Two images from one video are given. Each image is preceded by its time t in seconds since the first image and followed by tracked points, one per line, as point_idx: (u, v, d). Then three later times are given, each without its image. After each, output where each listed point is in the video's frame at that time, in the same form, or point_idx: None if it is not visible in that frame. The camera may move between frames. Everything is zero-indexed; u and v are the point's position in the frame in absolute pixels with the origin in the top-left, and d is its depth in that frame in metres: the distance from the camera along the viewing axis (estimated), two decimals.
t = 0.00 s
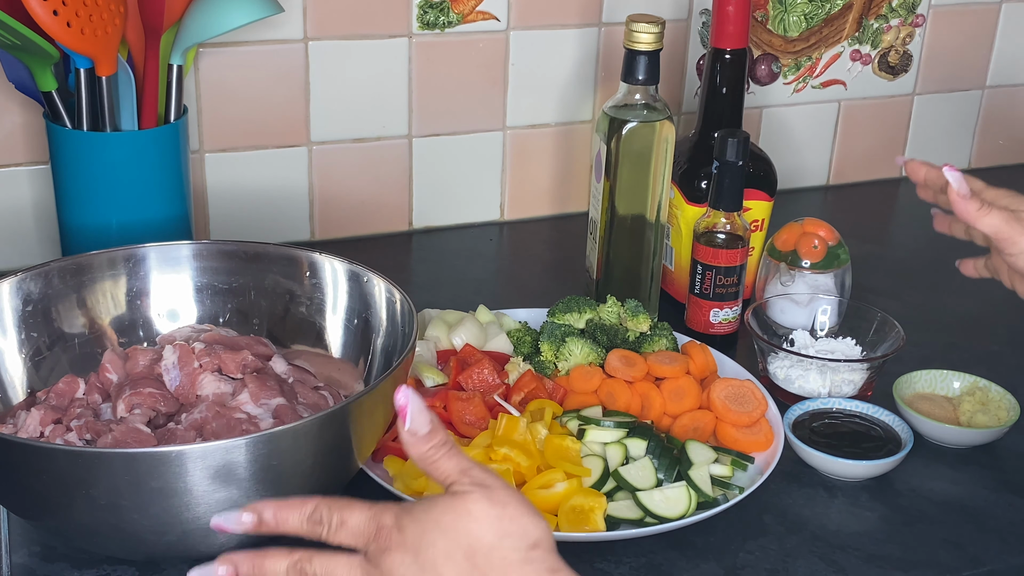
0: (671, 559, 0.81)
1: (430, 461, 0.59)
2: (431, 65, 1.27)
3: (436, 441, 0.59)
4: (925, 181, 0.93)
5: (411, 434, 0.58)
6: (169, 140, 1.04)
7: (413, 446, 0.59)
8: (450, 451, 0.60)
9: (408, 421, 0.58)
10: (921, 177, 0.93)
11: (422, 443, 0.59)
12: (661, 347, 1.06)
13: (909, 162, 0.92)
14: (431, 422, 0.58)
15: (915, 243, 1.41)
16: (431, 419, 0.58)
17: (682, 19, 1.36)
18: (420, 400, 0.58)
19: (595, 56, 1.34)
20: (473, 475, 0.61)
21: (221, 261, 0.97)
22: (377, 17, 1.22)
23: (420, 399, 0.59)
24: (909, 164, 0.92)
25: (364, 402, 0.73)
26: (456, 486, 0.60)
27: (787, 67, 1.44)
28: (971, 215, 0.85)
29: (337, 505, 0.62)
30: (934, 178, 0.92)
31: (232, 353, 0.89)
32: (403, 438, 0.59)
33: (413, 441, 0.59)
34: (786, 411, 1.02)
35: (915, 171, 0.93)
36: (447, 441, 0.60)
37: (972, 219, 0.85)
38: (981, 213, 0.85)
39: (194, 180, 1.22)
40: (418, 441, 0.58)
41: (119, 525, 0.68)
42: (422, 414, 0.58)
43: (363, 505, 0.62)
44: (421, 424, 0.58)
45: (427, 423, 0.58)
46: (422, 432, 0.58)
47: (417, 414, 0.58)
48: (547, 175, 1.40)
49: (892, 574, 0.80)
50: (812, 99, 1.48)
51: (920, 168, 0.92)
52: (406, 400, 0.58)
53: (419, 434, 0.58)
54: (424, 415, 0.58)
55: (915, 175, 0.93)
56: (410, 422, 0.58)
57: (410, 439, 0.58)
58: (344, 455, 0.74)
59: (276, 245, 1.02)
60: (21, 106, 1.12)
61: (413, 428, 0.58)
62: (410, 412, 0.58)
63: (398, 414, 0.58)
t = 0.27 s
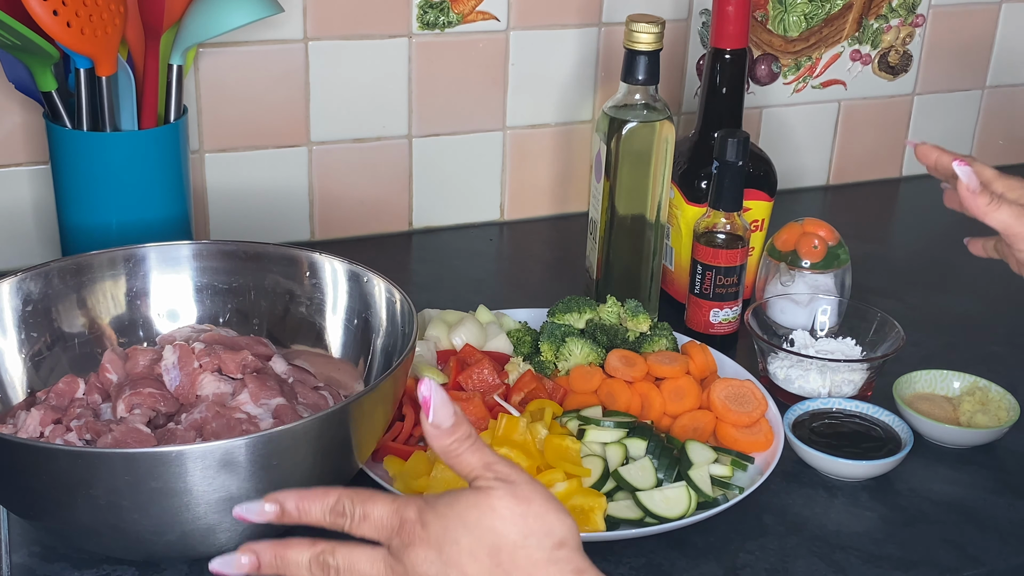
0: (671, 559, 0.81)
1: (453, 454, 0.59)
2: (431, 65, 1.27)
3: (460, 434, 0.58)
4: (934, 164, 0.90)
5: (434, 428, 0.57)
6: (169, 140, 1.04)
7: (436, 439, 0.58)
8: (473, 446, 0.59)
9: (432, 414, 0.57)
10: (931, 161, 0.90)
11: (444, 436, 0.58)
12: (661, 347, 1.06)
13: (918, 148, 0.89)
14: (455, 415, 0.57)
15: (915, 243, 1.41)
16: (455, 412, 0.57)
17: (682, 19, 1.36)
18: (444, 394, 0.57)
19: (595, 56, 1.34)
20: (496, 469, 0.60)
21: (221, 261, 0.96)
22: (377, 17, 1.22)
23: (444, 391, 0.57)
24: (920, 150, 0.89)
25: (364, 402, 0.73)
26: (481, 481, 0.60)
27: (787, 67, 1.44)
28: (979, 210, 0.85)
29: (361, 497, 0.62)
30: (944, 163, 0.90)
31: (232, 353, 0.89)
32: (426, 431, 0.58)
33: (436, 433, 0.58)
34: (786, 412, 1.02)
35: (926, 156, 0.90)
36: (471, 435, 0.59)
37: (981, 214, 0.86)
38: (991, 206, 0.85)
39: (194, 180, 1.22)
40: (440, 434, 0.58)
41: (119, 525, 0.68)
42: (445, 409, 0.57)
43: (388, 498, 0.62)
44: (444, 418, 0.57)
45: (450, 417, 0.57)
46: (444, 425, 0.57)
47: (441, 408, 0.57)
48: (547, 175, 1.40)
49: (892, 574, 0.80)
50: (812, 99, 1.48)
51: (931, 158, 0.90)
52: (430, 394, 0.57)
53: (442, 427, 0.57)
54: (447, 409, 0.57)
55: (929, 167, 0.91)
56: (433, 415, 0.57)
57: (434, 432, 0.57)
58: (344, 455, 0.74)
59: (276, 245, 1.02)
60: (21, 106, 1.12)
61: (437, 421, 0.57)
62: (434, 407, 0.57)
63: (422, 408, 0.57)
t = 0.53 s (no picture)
0: (671, 559, 0.81)
1: (454, 517, 0.63)
2: (431, 65, 1.27)
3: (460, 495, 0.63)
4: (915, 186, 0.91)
5: (434, 491, 0.62)
6: (169, 140, 1.04)
7: (438, 501, 0.63)
8: (474, 507, 0.64)
9: (431, 478, 0.62)
10: (912, 183, 0.91)
11: (445, 498, 0.63)
12: (661, 347, 1.06)
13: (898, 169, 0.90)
14: (454, 478, 0.62)
15: (915, 244, 1.41)
16: (454, 475, 0.62)
17: (682, 19, 1.36)
18: (441, 458, 0.62)
19: (595, 57, 1.34)
20: (496, 529, 0.63)
21: (221, 261, 0.96)
22: (377, 17, 1.22)
23: (442, 456, 0.62)
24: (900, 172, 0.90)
25: (364, 402, 0.73)
26: (481, 541, 0.63)
27: (787, 67, 1.44)
28: (959, 229, 0.86)
29: (366, 565, 0.64)
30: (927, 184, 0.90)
31: (232, 353, 0.89)
32: (427, 494, 0.63)
33: (438, 496, 0.63)
34: (786, 411, 1.02)
35: (905, 177, 0.91)
36: (471, 496, 0.64)
37: (961, 232, 0.87)
38: (973, 225, 0.86)
39: (193, 180, 1.22)
40: (441, 496, 0.62)
41: (119, 524, 0.68)
42: (443, 472, 0.62)
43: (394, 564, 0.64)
44: (443, 480, 0.62)
45: (449, 480, 0.62)
46: (444, 487, 0.62)
47: (439, 472, 0.62)
48: (547, 175, 1.40)
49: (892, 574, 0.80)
50: (812, 99, 1.48)
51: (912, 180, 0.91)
52: (428, 459, 0.61)
53: (442, 490, 0.62)
54: (446, 473, 0.62)
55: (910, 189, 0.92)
56: (432, 479, 0.62)
57: (434, 495, 0.62)
58: (344, 455, 0.74)
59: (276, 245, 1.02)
60: (21, 106, 1.12)
61: (436, 484, 0.62)
62: (432, 470, 0.61)
63: (422, 473, 0.62)
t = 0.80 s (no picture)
0: (671, 559, 0.81)
1: (451, 533, 0.64)
2: (431, 65, 1.27)
3: (457, 511, 0.64)
4: (892, 187, 0.92)
5: (432, 506, 0.64)
6: (169, 140, 1.04)
7: (436, 516, 0.64)
8: (471, 522, 0.65)
9: (429, 493, 0.63)
10: (888, 183, 0.92)
11: (443, 514, 0.64)
12: (661, 347, 1.06)
13: (874, 171, 0.91)
14: (450, 494, 0.64)
15: (915, 244, 1.41)
16: (450, 491, 0.64)
17: (682, 19, 1.36)
18: (439, 474, 0.63)
19: (595, 56, 1.34)
20: (493, 544, 0.64)
21: (221, 261, 0.96)
22: (377, 17, 1.22)
23: (439, 471, 0.63)
24: (875, 173, 0.91)
25: (364, 402, 0.73)
26: (478, 555, 0.64)
27: (787, 67, 1.44)
28: (936, 234, 0.82)
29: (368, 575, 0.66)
30: (903, 184, 0.92)
31: (232, 353, 0.89)
32: (425, 508, 0.64)
33: (435, 512, 0.64)
34: (786, 411, 1.02)
35: (881, 178, 0.91)
36: (468, 512, 0.65)
37: (936, 236, 0.82)
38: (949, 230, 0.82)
39: (194, 180, 1.22)
40: (438, 511, 0.64)
41: (119, 524, 0.68)
42: (440, 487, 0.63)
43: None
44: (440, 496, 0.63)
45: (446, 495, 0.64)
46: (441, 503, 0.64)
47: (436, 488, 0.63)
48: (547, 175, 1.40)
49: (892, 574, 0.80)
50: (812, 100, 1.49)
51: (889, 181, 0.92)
52: (425, 473, 0.63)
53: (439, 505, 0.64)
54: (443, 488, 0.64)
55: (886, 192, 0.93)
56: (430, 494, 0.63)
57: (432, 510, 0.64)
58: (344, 455, 0.74)
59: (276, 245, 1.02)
60: (21, 106, 1.12)
61: (434, 500, 0.64)
62: (429, 484, 0.63)
63: (419, 488, 0.63)
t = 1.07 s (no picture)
0: (671, 559, 0.81)
1: (449, 557, 0.64)
2: (431, 65, 1.27)
3: (454, 535, 0.64)
4: (877, 182, 0.93)
5: (429, 529, 0.64)
6: (169, 139, 1.04)
7: (433, 541, 0.64)
8: (468, 545, 0.64)
9: (426, 517, 0.63)
10: (873, 179, 0.92)
11: (440, 537, 0.64)
12: (661, 347, 1.06)
13: (858, 166, 0.91)
14: (448, 518, 0.64)
15: (915, 244, 1.41)
16: (448, 515, 0.64)
17: (682, 19, 1.36)
18: (436, 497, 0.63)
19: (595, 56, 1.34)
20: (491, 566, 0.64)
21: (222, 261, 0.96)
22: (376, 17, 1.22)
23: (437, 495, 0.63)
24: (859, 169, 0.91)
25: (364, 402, 0.73)
26: None
27: (787, 67, 1.44)
28: (919, 232, 0.84)
29: None
30: (887, 180, 0.92)
31: (232, 353, 0.89)
32: (422, 532, 0.64)
33: (432, 535, 0.64)
34: (786, 411, 1.02)
35: (865, 173, 0.92)
36: (466, 535, 0.64)
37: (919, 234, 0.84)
38: (932, 229, 0.84)
39: (194, 180, 1.22)
40: (435, 535, 0.63)
41: (119, 525, 0.68)
42: (437, 510, 0.63)
43: None
44: (437, 519, 0.63)
45: (444, 518, 0.63)
46: (438, 526, 0.63)
47: (433, 510, 0.63)
48: (547, 175, 1.40)
49: (892, 574, 0.80)
50: (813, 99, 1.48)
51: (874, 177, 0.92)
52: (422, 497, 0.63)
53: (436, 528, 0.63)
54: (440, 511, 0.63)
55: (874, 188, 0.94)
56: (427, 517, 0.63)
57: (429, 534, 0.63)
58: (344, 455, 0.74)
59: (276, 245, 1.02)
60: (21, 106, 1.12)
61: (431, 523, 0.63)
62: (426, 508, 0.63)
63: (416, 511, 0.63)
